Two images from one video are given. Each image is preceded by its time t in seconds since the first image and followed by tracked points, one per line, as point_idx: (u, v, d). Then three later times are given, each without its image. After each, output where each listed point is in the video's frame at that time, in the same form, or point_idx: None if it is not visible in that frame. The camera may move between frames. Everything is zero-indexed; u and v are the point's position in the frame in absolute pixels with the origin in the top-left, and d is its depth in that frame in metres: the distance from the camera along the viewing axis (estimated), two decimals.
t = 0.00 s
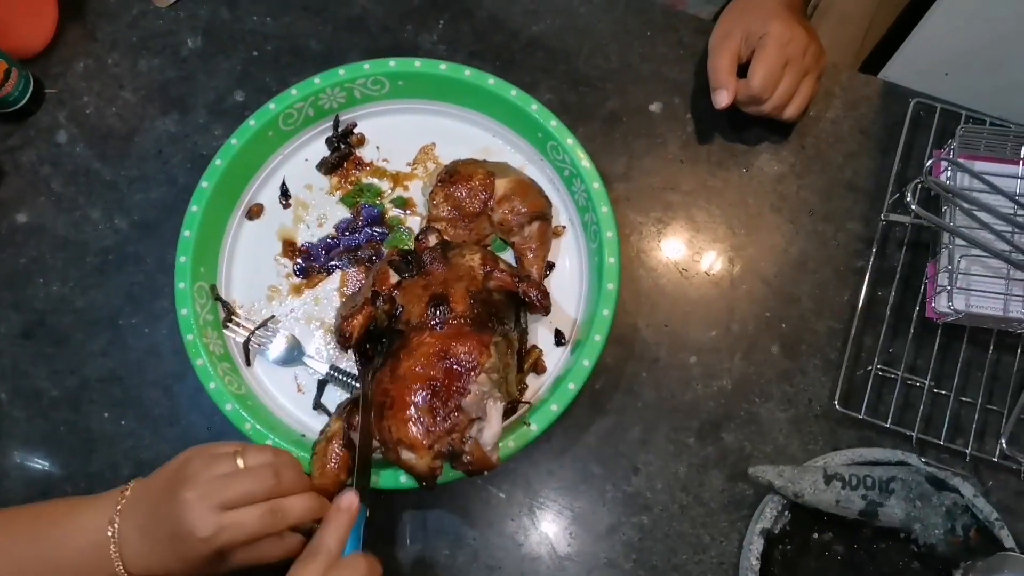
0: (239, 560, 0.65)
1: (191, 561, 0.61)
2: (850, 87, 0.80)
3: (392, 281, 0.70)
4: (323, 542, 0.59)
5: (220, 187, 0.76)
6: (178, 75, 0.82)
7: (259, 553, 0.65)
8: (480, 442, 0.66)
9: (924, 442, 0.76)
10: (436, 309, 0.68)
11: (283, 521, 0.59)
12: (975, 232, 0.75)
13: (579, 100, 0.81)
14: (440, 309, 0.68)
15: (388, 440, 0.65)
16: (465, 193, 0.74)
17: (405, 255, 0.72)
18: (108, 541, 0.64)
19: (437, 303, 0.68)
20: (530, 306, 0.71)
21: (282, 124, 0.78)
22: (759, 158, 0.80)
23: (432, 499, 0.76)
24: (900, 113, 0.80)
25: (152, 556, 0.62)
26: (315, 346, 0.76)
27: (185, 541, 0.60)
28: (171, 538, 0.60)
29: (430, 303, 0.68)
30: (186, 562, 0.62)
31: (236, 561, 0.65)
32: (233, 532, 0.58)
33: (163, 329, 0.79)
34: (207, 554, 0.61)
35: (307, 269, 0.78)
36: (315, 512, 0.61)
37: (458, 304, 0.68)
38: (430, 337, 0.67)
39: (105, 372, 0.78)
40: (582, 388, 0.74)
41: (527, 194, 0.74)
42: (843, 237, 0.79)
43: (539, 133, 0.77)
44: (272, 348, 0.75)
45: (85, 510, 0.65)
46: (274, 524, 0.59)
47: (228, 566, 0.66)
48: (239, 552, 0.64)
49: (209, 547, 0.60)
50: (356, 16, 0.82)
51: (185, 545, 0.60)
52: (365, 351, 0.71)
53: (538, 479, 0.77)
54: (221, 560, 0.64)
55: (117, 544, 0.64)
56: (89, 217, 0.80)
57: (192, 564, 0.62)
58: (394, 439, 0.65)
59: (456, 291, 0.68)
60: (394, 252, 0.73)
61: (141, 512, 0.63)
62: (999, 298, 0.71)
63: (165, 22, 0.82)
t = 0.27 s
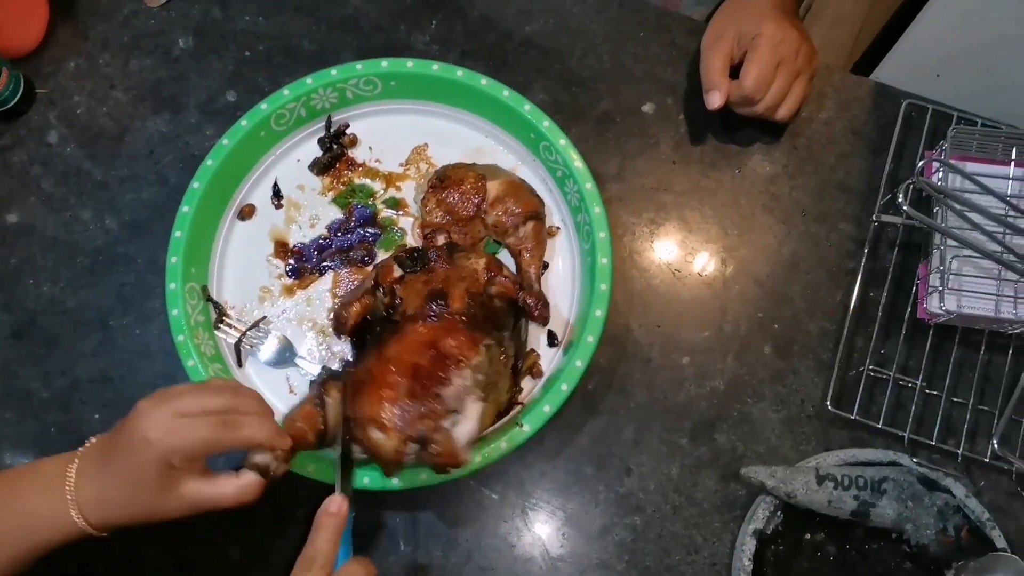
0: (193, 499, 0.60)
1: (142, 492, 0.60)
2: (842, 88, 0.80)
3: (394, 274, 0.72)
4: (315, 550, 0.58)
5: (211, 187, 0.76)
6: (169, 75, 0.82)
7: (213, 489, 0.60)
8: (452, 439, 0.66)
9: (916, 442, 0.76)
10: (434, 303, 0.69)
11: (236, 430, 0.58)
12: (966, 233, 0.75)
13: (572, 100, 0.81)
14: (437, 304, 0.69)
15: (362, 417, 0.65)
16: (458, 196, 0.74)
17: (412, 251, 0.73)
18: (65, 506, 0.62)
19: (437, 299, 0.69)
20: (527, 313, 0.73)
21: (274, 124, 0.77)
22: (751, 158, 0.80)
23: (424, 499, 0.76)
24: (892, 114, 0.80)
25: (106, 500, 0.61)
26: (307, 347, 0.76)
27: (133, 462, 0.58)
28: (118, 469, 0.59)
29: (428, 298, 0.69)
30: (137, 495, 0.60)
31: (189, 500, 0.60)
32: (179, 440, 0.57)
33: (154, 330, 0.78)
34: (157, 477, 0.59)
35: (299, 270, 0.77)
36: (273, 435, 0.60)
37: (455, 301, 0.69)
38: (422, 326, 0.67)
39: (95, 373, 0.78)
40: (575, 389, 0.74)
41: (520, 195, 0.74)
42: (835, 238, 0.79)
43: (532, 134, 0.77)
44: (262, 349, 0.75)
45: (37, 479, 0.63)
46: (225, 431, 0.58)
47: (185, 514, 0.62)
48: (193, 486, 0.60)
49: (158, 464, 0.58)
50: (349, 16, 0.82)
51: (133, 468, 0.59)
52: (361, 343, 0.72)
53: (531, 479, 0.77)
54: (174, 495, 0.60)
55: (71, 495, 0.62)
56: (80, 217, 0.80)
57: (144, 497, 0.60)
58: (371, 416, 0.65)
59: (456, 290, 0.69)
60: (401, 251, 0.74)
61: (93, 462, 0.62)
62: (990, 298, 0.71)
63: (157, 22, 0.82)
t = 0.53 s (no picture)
0: (192, 430, 0.55)
1: (135, 428, 0.54)
2: (831, 90, 0.80)
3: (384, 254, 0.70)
4: (308, 526, 0.60)
5: (199, 188, 0.75)
6: (157, 75, 0.81)
7: (214, 422, 0.55)
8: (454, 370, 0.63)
9: (905, 443, 0.76)
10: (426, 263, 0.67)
11: (241, 357, 0.53)
12: (955, 234, 0.75)
13: (562, 102, 0.81)
14: (429, 266, 0.67)
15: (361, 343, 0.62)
16: (447, 199, 0.74)
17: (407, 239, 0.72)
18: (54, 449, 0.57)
19: (428, 258, 0.68)
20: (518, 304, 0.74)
21: (263, 125, 0.77)
22: (741, 160, 0.80)
23: (413, 502, 0.76)
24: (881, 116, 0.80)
25: (94, 441, 0.56)
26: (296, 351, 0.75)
27: (123, 395, 0.53)
28: (106, 403, 0.54)
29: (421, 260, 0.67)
30: (128, 431, 0.54)
31: (188, 432, 0.55)
32: (174, 367, 0.51)
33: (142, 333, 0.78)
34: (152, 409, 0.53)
35: (288, 272, 0.77)
36: (277, 361, 0.56)
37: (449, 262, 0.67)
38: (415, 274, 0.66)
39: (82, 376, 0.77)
40: (565, 390, 0.74)
41: (509, 196, 0.74)
42: (825, 239, 0.79)
43: (522, 135, 0.77)
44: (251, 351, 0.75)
45: (24, 418, 0.59)
46: (231, 356, 0.53)
47: (181, 450, 0.57)
48: (192, 417, 0.56)
49: (152, 395, 0.53)
50: (338, 17, 0.82)
51: (124, 401, 0.53)
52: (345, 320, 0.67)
53: (521, 481, 0.77)
54: (171, 427, 0.55)
55: (58, 437, 0.57)
56: (67, 219, 0.79)
57: (136, 432, 0.54)
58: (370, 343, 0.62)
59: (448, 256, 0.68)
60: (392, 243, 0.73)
61: (78, 402, 0.56)
62: (979, 300, 0.71)
63: (144, 22, 0.82)
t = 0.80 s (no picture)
0: (182, 288, 0.50)
1: (124, 287, 0.49)
2: (823, 95, 0.81)
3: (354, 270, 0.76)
4: (362, 451, 0.55)
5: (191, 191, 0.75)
6: (150, 79, 0.81)
7: (204, 287, 0.49)
8: (433, 215, 0.66)
9: (898, 446, 0.76)
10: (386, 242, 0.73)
11: (245, 215, 0.52)
12: (947, 238, 0.75)
13: (556, 105, 0.81)
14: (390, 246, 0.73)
15: (342, 220, 0.65)
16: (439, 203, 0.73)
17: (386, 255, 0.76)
18: (37, 327, 0.52)
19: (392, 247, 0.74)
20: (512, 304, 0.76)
21: (256, 129, 0.77)
22: (734, 163, 0.80)
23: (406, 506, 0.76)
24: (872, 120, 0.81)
25: (83, 314, 0.51)
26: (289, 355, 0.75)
27: (120, 243, 0.49)
28: (100, 249, 0.50)
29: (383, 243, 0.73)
30: (116, 289, 0.49)
31: (178, 287, 0.50)
32: (178, 214, 0.49)
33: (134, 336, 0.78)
34: (146, 255, 0.49)
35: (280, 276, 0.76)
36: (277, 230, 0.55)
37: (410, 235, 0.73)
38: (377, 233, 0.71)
39: (74, 380, 0.77)
40: (558, 394, 0.74)
41: (502, 200, 0.74)
42: (817, 243, 0.80)
43: (515, 139, 0.77)
44: (244, 355, 0.75)
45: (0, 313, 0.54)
46: (235, 212, 0.51)
47: (168, 318, 0.51)
48: (186, 274, 0.50)
49: (150, 241, 0.49)
50: (331, 20, 0.82)
51: (120, 254, 0.49)
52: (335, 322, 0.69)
53: (514, 485, 0.77)
54: (161, 280, 0.49)
55: (40, 312, 0.52)
56: (58, 222, 0.79)
57: (126, 291, 0.49)
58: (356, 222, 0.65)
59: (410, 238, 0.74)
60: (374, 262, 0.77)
61: (67, 278, 0.52)
62: (970, 303, 0.72)
63: (137, 25, 0.82)
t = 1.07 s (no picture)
0: (139, 259, 0.55)
1: (80, 252, 0.54)
2: (816, 98, 0.81)
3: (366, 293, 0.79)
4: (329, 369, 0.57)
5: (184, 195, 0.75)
6: (143, 82, 0.81)
7: (162, 257, 0.55)
8: (411, 210, 0.72)
9: (891, 449, 0.76)
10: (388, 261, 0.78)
11: (203, 185, 0.57)
12: (939, 241, 0.75)
13: (549, 108, 0.81)
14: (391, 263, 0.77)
15: (319, 207, 0.72)
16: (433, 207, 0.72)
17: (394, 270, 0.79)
18: None
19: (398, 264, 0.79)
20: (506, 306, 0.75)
21: (249, 132, 0.76)
22: (727, 167, 0.81)
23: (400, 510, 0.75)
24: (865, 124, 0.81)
25: (36, 281, 0.54)
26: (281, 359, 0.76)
27: (79, 211, 0.54)
28: (57, 221, 0.54)
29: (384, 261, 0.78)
30: (71, 254, 0.54)
31: (135, 258, 0.55)
32: (140, 183, 0.54)
33: (127, 340, 0.78)
34: (106, 225, 0.54)
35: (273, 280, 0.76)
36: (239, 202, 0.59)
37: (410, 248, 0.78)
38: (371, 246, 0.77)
39: (66, 384, 0.77)
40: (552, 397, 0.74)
41: (496, 203, 0.74)
42: (811, 246, 0.80)
43: (509, 142, 0.77)
44: (237, 358, 0.75)
45: None
46: (195, 181, 0.56)
47: (122, 288, 0.55)
48: (141, 246, 0.55)
49: (110, 209, 0.54)
50: (325, 23, 0.82)
51: (78, 223, 0.53)
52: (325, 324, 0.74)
53: (508, 489, 0.76)
54: (118, 250, 0.54)
55: None
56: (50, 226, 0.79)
57: (82, 259, 0.54)
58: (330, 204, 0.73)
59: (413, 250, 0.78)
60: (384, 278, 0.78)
61: (19, 250, 0.55)
62: (964, 307, 0.72)
63: (129, 28, 0.81)
